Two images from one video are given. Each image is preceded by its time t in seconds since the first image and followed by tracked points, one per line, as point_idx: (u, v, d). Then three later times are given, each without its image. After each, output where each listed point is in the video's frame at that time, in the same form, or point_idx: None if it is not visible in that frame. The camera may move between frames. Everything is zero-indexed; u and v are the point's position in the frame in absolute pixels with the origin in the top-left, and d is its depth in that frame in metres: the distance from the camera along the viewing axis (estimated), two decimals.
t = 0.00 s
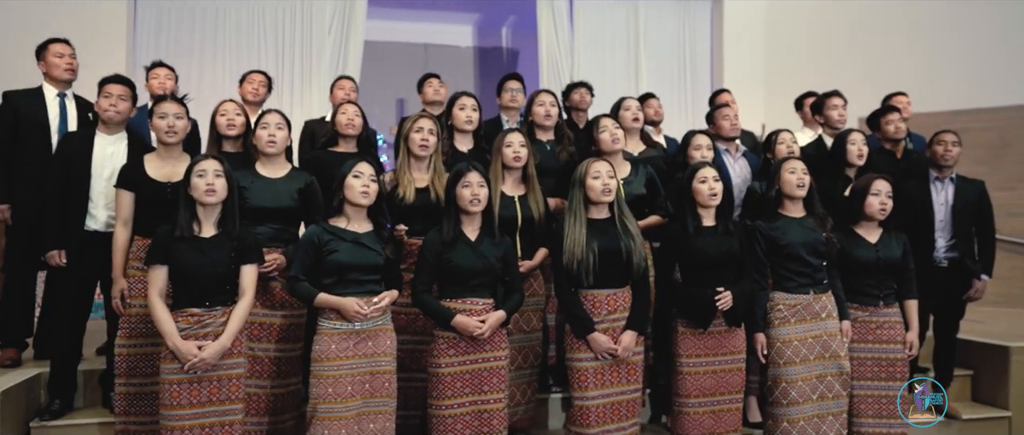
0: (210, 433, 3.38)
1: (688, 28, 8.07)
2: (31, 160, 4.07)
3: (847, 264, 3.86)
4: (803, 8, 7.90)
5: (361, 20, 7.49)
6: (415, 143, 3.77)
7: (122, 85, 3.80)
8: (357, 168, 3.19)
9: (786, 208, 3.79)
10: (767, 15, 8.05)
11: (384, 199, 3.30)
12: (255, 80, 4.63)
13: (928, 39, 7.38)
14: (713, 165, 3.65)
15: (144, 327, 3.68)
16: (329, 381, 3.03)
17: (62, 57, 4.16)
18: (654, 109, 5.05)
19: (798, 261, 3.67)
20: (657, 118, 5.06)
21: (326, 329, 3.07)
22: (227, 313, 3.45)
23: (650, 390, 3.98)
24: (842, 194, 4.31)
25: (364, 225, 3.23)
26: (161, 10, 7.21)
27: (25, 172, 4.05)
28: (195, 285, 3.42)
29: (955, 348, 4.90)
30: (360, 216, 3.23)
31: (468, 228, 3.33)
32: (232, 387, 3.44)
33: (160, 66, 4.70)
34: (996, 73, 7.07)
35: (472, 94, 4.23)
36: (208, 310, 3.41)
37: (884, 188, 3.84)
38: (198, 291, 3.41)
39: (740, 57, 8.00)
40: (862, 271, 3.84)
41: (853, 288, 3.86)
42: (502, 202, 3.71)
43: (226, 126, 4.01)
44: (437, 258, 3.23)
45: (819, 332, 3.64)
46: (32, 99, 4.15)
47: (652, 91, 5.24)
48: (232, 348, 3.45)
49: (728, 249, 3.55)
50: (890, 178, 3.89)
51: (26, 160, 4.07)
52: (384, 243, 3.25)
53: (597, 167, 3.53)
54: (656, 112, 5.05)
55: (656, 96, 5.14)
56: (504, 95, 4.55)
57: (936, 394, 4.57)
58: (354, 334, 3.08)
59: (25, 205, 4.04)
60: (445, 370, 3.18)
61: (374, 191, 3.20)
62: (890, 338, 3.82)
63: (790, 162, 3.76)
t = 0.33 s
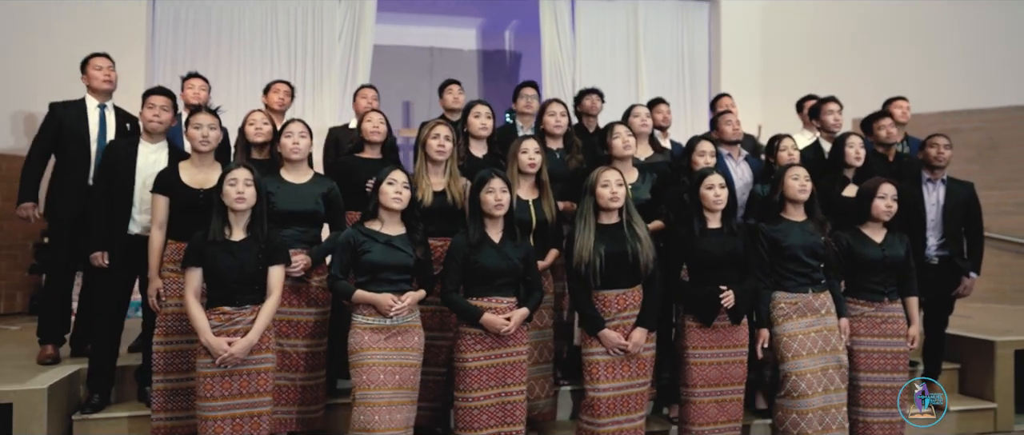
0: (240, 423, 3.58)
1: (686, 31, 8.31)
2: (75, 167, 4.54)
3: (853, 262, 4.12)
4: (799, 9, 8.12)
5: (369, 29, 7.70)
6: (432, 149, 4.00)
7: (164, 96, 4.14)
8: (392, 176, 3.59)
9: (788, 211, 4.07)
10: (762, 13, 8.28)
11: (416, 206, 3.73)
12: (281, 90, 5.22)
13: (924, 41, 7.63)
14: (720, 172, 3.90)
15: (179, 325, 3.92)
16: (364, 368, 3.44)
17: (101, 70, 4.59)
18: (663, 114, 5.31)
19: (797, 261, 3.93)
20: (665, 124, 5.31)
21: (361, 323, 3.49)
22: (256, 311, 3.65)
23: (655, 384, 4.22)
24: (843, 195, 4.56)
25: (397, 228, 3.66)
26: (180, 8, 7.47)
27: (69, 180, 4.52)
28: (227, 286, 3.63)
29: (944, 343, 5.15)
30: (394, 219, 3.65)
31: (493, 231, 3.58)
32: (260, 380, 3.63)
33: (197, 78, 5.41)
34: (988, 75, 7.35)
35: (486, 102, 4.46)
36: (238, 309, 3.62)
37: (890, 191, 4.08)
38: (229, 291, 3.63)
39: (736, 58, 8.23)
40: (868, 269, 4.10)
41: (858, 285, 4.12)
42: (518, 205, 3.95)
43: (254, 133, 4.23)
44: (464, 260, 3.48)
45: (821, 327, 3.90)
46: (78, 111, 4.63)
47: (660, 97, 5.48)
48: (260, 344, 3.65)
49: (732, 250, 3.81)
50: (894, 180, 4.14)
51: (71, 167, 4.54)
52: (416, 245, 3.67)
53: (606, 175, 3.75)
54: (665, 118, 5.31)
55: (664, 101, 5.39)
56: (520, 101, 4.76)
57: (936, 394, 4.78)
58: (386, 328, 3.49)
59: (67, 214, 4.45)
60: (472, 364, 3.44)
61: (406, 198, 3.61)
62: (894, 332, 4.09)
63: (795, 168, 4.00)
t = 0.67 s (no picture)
0: (264, 417, 3.79)
1: (684, 36, 8.56)
2: (103, 175, 4.72)
3: (852, 263, 4.34)
4: (792, 16, 8.36)
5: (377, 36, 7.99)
6: (445, 157, 4.23)
7: (188, 107, 4.36)
8: (415, 185, 3.85)
9: (789, 214, 4.30)
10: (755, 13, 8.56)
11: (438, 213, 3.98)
12: (292, 99, 5.45)
13: (911, 47, 7.92)
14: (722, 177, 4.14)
15: (208, 324, 4.10)
16: (386, 368, 3.67)
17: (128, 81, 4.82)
18: (664, 121, 5.54)
19: (794, 261, 4.17)
20: (666, 130, 5.55)
21: (385, 322, 3.72)
22: (276, 312, 3.85)
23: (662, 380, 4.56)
24: (838, 200, 4.80)
25: (419, 233, 3.90)
26: (191, 10, 7.60)
27: (97, 188, 4.70)
28: (252, 288, 3.84)
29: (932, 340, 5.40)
30: (416, 224, 3.88)
31: (509, 234, 3.85)
32: (281, 377, 3.83)
33: (216, 88, 5.61)
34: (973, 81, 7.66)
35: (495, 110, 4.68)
36: (259, 310, 3.83)
37: (885, 196, 4.32)
38: (252, 292, 3.83)
39: (732, 64, 8.48)
40: (866, 269, 4.32)
41: (856, 285, 4.35)
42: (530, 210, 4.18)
43: (275, 140, 4.41)
44: (484, 262, 3.75)
45: (817, 325, 4.13)
46: (107, 120, 4.82)
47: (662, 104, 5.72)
48: (281, 343, 3.85)
49: (733, 251, 4.06)
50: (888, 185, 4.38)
51: (99, 176, 4.72)
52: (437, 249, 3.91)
53: (614, 182, 3.99)
54: (666, 124, 5.54)
55: (666, 109, 5.62)
56: (533, 110, 5.11)
57: (932, 394, 5.02)
58: (408, 327, 3.72)
59: (97, 219, 4.66)
60: (491, 360, 3.70)
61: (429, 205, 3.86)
62: (890, 329, 4.32)
63: (795, 173, 4.24)
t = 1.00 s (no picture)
0: (283, 414, 3.94)
1: (679, 42, 8.79)
2: (124, 181, 4.89)
3: (847, 263, 4.54)
4: (784, 22, 8.61)
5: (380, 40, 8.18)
6: (452, 163, 4.40)
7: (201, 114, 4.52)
8: (427, 189, 4.02)
9: (786, 216, 4.49)
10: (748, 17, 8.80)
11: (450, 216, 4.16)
12: (301, 106, 5.62)
13: (899, 52, 8.15)
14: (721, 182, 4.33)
15: (230, 326, 4.27)
16: (402, 366, 3.85)
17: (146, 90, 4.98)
18: (663, 127, 5.73)
19: (790, 262, 4.37)
20: (666, 136, 5.74)
21: (400, 322, 3.89)
22: (291, 313, 3.99)
23: (664, 377, 4.73)
24: (831, 203, 5.01)
25: (432, 234, 4.08)
26: (196, 11, 7.75)
27: (119, 193, 4.86)
28: (268, 290, 3.98)
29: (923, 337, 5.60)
30: (429, 226, 4.06)
31: (519, 237, 4.03)
32: (298, 375, 3.98)
33: (227, 96, 5.73)
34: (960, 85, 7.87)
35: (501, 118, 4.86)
36: (275, 311, 3.97)
37: (876, 198, 4.52)
38: (269, 293, 3.98)
39: (727, 69, 8.71)
40: (861, 269, 4.52)
41: (851, 284, 4.54)
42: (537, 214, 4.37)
43: (292, 148, 4.58)
44: (495, 263, 3.94)
45: (810, 322, 4.35)
46: (127, 127, 4.99)
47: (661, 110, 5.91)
48: (297, 342, 4.00)
49: (732, 253, 4.25)
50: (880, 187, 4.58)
51: (120, 182, 4.88)
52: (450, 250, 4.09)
53: (620, 186, 4.18)
54: (665, 130, 5.73)
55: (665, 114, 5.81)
56: (539, 116, 5.28)
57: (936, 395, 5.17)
58: (423, 327, 3.89)
59: (121, 223, 4.81)
60: (502, 357, 3.88)
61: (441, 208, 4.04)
62: (884, 326, 4.52)
63: (793, 178, 4.44)
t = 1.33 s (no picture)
0: (303, 408, 4.10)
1: (672, 45, 9.00)
2: (139, 186, 5.02)
3: (840, 262, 4.74)
4: (774, 26, 8.83)
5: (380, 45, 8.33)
6: (451, 165, 4.56)
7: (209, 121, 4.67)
8: (436, 192, 4.18)
9: (781, 218, 4.68)
10: (740, 20, 9.00)
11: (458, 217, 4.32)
12: (306, 113, 5.78)
13: (887, 56, 8.38)
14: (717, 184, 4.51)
15: (254, 325, 4.42)
16: (415, 362, 4.02)
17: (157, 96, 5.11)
18: (659, 131, 5.90)
19: (783, 262, 4.56)
20: (662, 139, 5.92)
21: (414, 321, 4.06)
22: (311, 311, 4.15)
23: (665, 371, 4.96)
24: (823, 205, 5.22)
25: (442, 236, 4.24)
26: (200, 17, 7.89)
27: (135, 197, 5.00)
28: (287, 290, 4.14)
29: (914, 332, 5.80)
30: (439, 229, 4.22)
31: (525, 238, 4.20)
32: (318, 371, 4.14)
33: (235, 101, 5.85)
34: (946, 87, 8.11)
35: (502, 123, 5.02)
36: (295, 310, 4.13)
37: (868, 199, 4.71)
38: (289, 293, 4.14)
39: (719, 72, 8.93)
40: (854, 267, 4.72)
41: (844, 281, 4.74)
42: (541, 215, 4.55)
43: (305, 153, 4.77)
44: (501, 263, 4.11)
45: (803, 318, 4.53)
46: (141, 133, 5.12)
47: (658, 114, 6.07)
48: (317, 339, 4.16)
49: (728, 253, 4.43)
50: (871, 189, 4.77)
51: (135, 186, 5.02)
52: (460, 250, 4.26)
53: (620, 189, 4.35)
54: (661, 134, 5.90)
55: (662, 118, 5.97)
56: (537, 121, 5.43)
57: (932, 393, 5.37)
58: (436, 324, 4.06)
59: (137, 226, 4.95)
60: (508, 352, 4.06)
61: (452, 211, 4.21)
62: (875, 321, 4.72)
63: (788, 180, 4.62)
